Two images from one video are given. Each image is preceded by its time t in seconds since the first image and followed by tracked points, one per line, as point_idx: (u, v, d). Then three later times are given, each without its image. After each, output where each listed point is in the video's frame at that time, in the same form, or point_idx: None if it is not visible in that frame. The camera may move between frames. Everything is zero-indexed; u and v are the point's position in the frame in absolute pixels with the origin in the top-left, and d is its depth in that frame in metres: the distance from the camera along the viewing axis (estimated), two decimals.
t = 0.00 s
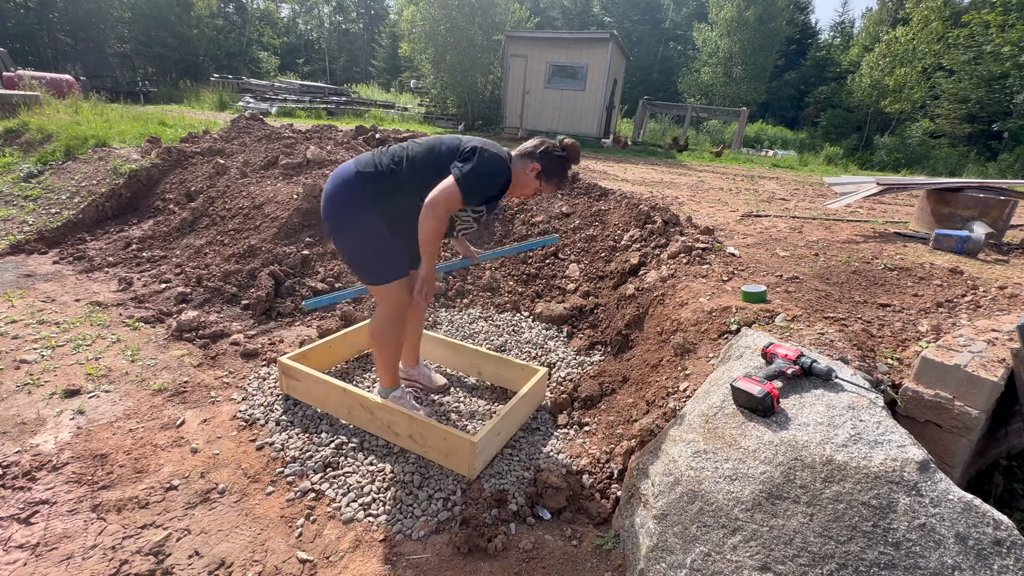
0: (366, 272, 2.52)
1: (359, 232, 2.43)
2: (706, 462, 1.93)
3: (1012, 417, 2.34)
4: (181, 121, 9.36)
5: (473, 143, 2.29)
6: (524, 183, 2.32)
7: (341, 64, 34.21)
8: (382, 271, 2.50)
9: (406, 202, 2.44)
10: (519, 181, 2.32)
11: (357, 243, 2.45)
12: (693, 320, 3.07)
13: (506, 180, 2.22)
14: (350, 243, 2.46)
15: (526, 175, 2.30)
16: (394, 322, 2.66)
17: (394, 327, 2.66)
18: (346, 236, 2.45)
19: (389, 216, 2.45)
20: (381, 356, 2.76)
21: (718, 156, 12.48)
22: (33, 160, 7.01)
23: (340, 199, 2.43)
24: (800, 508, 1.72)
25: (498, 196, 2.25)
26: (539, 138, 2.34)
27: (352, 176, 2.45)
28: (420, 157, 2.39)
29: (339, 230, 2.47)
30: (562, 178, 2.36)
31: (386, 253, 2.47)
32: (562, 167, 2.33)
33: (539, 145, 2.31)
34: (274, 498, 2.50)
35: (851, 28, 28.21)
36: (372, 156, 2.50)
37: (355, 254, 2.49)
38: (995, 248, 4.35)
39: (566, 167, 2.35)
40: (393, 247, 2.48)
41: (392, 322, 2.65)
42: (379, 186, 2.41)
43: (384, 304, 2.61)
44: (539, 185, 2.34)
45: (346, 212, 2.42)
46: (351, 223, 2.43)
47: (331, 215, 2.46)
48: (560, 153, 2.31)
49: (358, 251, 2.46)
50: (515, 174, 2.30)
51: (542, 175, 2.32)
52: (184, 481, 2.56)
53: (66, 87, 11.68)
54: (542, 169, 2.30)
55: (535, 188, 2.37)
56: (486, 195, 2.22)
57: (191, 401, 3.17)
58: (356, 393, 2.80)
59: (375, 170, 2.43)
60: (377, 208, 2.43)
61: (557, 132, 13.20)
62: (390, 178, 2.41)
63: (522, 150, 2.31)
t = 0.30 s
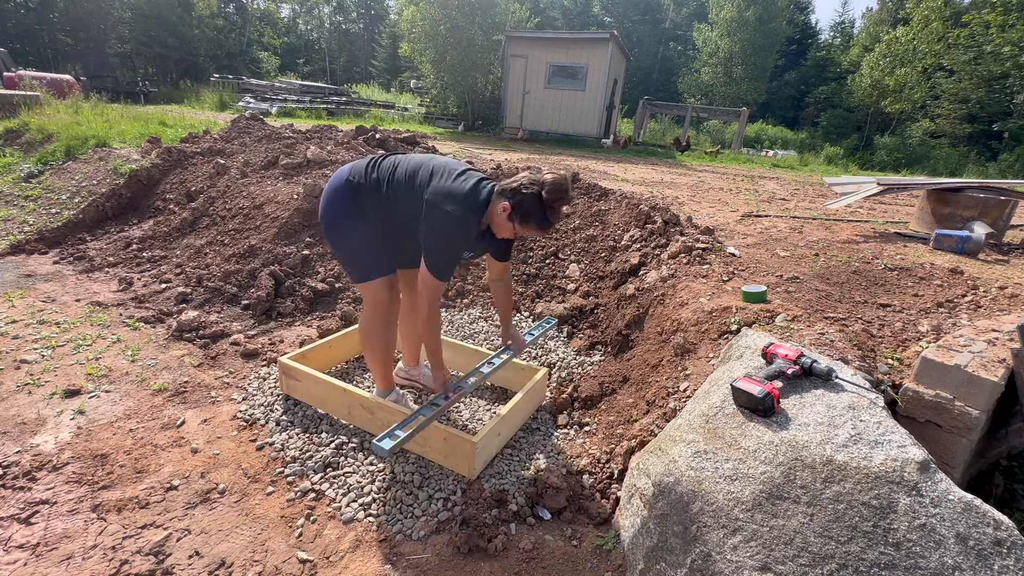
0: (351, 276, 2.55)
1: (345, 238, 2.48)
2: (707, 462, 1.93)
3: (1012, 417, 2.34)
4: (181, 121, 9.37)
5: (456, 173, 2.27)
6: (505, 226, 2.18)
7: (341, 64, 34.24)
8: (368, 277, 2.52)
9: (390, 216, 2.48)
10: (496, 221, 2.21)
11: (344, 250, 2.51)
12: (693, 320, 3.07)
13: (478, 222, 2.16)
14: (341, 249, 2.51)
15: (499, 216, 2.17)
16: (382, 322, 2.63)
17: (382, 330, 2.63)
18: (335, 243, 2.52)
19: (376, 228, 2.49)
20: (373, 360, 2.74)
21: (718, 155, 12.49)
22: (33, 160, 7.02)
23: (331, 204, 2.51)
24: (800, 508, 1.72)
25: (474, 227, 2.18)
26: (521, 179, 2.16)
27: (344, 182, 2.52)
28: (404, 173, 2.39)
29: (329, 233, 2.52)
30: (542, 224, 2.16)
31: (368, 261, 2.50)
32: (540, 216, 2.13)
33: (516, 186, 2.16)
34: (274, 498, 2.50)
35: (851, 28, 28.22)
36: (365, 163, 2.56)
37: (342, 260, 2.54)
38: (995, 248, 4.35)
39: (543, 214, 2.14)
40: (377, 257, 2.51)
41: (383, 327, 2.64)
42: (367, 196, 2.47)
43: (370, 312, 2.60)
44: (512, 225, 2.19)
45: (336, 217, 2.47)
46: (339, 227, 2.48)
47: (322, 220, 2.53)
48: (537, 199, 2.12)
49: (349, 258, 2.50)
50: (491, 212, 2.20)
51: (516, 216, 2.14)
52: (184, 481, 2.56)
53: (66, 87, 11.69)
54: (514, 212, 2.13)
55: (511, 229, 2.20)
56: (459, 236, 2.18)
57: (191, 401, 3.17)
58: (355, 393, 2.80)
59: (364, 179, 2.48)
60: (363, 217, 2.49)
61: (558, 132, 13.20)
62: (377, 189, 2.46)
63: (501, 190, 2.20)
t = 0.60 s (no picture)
0: (352, 278, 2.55)
1: (347, 239, 2.47)
2: (707, 462, 1.93)
3: (1012, 417, 2.34)
4: (181, 121, 9.38)
5: (461, 180, 2.25)
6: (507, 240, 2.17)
7: (341, 64, 34.25)
8: (368, 280, 2.52)
9: (393, 221, 2.48)
10: (496, 235, 2.17)
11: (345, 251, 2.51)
12: (693, 320, 3.07)
13: (481, 232, 2.15)
14: (342, 251, 2.52)
15: (499, 229, 2.12)
16: (383, 322, 2.60)
17: (382, 327, 2.60)
18: (336, 245, 2.52)
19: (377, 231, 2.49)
20: (373, 360, 2.72)
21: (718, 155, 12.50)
22: (33, 160, 7.02)
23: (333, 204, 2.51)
24: (800, 508, 1.72)
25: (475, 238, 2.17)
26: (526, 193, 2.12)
27: (347, 182, 2.52)
28: (408, 179, 2.38)
29: (330, 234, 2.52)
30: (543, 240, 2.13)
31: (369, 264, 2.49)
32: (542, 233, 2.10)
33: (516, 198, 2.11)
34: (274, 498, 2.51)
35: (851, 28, 28.23)
36: (370, 164, 2.55)
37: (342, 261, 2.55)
38: (995, 248, 4.35)
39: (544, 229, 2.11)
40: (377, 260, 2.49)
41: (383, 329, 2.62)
42: (370, 199, 2.47)
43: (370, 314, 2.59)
44: (512, 239, 2.15)
45: (337, 218, 2.47)
46: (340, 228, 2.48)
47: (324, 220, 2.53)
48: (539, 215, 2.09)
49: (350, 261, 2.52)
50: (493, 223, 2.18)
51: (517, 230, 2.10)
52: (184, 481, 2.56)
53: (66, 87, 11.70)
54: (515, 225, 2.08)
55: (511, 242, 2.17)
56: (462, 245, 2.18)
57: (191, 401, 3.17)
58: (356, 393, 2.80)
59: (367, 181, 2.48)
60: (365, 220, 2.49)
61: (558, 132, 13.20)
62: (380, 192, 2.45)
63: (503, 201, 2.14)
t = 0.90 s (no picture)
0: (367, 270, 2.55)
1: (358, 231, 2.48)
2: (707, 462, 1.93)
3: (1012, 417, 2.34)
4: (181, 122, 9.38)
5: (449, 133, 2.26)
6: (509, 172, 2.14)
7: (340, 64, 34.24)
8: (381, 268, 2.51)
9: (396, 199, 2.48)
10: (500, 170, 2.15)
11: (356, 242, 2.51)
12: (693, 320, 3.07)
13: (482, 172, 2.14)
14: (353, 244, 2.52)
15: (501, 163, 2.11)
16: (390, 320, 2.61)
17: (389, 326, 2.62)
18: (346, 239, 2.53)
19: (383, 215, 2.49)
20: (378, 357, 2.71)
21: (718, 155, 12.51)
22: (33, 160, 7.02)
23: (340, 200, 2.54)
24: (800, 508, 1.72)
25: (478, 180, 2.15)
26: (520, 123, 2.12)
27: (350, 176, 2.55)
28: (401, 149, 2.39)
29: (340, 229, 2.53)
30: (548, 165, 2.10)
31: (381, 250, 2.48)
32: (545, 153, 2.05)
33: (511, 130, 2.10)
34: (274, 498, 2.50)
35: (851, 28, 28.22)
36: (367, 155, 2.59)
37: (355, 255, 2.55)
38: (995, 248, 4.35)
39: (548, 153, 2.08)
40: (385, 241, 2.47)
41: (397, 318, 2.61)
42: (372, 185, 2.48)
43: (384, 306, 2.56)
44: (515, 172, 2.13)
45: (345, 211, 2.48)
46: (349, 222, 2.49)
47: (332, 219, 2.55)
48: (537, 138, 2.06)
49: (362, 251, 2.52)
50: (494, 162, 2.17)
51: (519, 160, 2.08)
52: (184, 481, 2.56)
53: (66, 87, 11.71)
54: (516, 153, 2.07)
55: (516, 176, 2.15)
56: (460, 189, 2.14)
57: (191, 401, 3.17)
58: (356, 393, 2.80)
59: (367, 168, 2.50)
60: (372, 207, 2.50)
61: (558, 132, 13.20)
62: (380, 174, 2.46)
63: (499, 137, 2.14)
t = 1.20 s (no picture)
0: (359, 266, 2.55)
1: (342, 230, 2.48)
2: (707, 462, 1.93)
3: (1012, 417, 2.34)
4: (181, 122, 9.39)
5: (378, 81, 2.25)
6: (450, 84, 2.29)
7: (340, 64, 34.24)
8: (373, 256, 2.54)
9: (366, 186, 2.49)
10: (445, 86, 2.29)
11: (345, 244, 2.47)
12: (693, 320, 3.07)
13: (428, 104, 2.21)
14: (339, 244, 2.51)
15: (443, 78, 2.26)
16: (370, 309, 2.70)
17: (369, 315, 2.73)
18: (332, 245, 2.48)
19: (365, 209, 2.48)
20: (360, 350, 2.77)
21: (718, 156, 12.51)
22: (33, 160, 7.02)
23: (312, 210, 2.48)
24: (800, 508, 1.72)
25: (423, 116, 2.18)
26: (448, 34, 2.28)
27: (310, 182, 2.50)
28: (347, 128, 2.37)
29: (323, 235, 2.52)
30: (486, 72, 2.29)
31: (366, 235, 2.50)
32: (482, 55, 2.22)
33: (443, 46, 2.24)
34: (274, 498, 2.50)
35: (851, 28, 28.22)
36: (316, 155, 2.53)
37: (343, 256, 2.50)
38: (995, 248, 4.35)
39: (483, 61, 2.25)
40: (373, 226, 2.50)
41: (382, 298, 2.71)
42: (338, 181, 2.43)
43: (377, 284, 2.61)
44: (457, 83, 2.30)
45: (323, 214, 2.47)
46: (333, 225, 2.46)
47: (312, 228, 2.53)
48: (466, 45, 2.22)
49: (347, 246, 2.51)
50: (434, 84, 2.29)
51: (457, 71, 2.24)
52: (184, 481, 2.56)
53: (66, 87, 11.71)
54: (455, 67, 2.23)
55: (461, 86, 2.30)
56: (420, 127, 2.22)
57: (191, 402, 3.17)
58: (355, 393, 2.80)
59: (323, 166, 2.44)
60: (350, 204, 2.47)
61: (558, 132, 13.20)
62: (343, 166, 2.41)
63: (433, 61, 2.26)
